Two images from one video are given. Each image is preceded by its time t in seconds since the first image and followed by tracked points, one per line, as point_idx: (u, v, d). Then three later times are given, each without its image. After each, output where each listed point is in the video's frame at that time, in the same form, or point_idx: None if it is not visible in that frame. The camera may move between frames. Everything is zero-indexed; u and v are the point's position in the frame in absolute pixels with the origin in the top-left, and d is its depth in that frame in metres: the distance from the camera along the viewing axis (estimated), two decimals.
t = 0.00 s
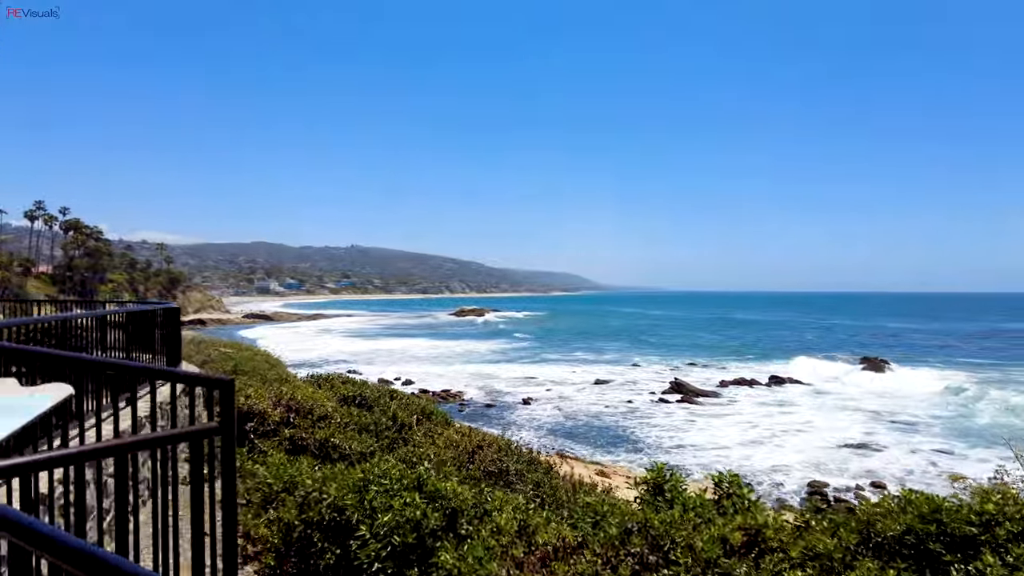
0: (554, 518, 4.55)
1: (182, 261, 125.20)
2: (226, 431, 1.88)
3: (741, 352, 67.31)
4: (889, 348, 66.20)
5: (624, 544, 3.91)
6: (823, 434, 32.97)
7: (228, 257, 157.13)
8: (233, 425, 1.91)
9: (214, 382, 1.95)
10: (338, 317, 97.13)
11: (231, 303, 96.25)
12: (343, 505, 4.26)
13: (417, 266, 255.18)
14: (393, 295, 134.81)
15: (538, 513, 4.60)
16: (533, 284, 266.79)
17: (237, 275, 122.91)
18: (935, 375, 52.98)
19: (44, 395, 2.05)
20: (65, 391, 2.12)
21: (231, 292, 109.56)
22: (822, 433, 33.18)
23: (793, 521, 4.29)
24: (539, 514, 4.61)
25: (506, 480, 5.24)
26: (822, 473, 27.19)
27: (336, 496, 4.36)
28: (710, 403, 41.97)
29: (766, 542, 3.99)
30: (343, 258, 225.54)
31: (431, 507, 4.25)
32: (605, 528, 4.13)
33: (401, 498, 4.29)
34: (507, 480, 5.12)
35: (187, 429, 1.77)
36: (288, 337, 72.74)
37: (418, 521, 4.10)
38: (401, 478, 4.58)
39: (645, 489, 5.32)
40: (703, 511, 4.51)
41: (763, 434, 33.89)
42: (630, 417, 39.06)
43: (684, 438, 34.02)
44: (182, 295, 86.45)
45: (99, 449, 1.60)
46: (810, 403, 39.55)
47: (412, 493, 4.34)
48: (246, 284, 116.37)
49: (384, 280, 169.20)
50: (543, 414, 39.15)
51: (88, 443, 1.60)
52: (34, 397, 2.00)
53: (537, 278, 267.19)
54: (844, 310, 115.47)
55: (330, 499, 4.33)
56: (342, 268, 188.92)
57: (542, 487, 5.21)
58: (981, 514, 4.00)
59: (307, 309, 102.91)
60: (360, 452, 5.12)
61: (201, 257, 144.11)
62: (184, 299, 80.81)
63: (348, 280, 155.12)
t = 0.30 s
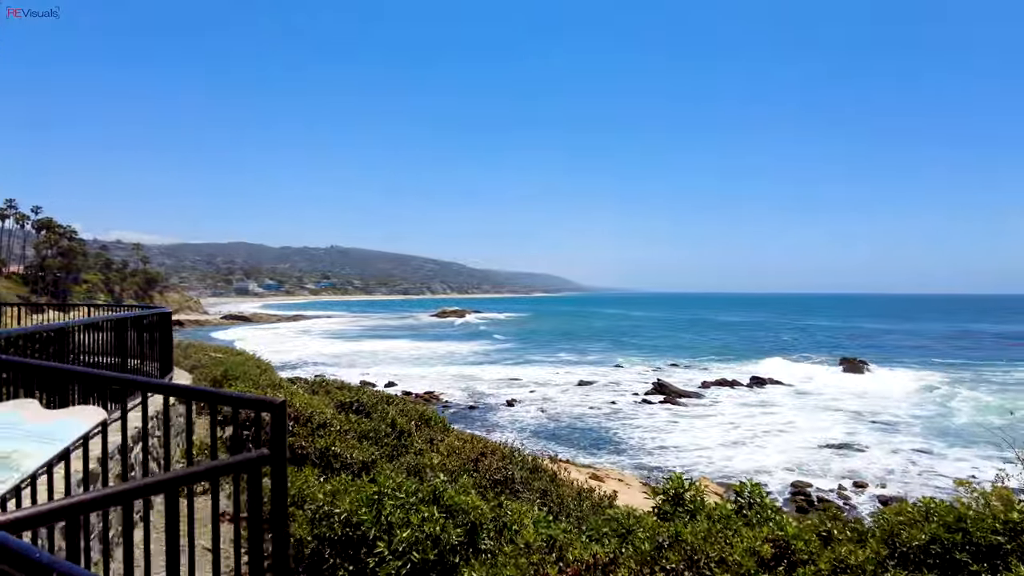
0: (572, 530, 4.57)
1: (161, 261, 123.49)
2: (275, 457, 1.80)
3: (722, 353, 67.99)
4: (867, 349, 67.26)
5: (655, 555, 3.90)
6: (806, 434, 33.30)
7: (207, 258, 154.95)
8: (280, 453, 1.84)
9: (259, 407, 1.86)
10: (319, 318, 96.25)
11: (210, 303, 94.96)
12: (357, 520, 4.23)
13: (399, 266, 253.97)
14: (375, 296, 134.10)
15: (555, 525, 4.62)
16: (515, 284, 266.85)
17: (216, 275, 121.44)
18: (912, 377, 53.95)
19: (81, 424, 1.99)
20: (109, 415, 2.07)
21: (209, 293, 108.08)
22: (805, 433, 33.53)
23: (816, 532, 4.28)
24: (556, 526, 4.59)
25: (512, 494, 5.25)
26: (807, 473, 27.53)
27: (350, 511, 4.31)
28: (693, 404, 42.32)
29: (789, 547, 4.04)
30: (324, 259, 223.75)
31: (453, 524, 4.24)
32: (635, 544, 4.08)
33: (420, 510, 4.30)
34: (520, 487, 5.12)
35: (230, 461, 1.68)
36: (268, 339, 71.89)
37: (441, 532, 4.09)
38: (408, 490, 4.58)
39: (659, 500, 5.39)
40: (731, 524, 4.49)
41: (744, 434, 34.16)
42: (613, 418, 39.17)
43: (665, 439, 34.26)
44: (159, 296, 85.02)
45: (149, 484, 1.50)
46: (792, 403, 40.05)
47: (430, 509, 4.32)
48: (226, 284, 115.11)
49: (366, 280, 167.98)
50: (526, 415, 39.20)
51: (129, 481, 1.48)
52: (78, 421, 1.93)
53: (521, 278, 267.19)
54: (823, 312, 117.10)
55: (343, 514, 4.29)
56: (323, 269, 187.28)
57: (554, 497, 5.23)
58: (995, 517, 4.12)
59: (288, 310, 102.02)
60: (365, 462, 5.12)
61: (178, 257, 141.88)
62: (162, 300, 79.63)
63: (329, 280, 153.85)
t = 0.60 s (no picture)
0: (597, 538, 4.73)
1: (139, 260, 121.36)
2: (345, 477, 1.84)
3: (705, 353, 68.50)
4: (848, 349, 68.19)
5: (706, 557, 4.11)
6: (792, 434, 33.51)
7: (187, 258, 152.98)
8: (350, 478, 1.85)
9: (326, 428, 1.89)
10: (302, 319, 95.37)
11: (191, 304, 93.83)
12: (375, 533, 4.25)
13: (382, 266, 252.51)
14: (358, 296, 133.07)
15: (572, 533, 4.72)
16: (499, 284, 266.75)
17: (196, 276, 119.70)
18: (892, 377, 54.81)
19: (130, 449, 1.92)
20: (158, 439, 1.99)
21: (190, 293, 106.58)
22: (788, 433, 33.83)
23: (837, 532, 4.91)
24: (574, 534, 4.69)
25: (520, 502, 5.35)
26: (791, 472, 27.59)
27: (365, 522, 4.33)
28: (677, 403, 42.53)
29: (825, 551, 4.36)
30: (306, 258, 221.81)
31: (476, 534, 4.24)
32: (674, 555, 4.19)
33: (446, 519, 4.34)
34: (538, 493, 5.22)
35: (305, 485, 1.69)
36: (250, 340, 71.11)
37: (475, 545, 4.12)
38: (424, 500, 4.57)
39: (679, 512, 5.70)
40: (767, 532, 4.78)
41: (729, 434, 34.34)
42: (598, 418, 39.21)
43: (650, 439, 34.32)
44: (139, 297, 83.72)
45: (233, 517, 1.48)
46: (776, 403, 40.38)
47: (453, 519, 4.33)
48: (206, 285, 113.53)
49: (348, 281, 166.99)
50: (512, 416, 39.16)
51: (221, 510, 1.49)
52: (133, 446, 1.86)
53: (504, 278, 266.99)
54: (803, 312, 118.41)
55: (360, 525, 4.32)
56: (306, 270, 185.77)
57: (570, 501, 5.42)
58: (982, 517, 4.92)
59: (270, 312, 100.89)
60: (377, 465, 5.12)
61: (158, 256, 139.89)
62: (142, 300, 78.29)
63: (312, 280, 152.66)
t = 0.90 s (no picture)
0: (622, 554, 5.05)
1: (119, 260, 119.54)
2: (438, 517, 1.76)
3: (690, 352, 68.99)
4: (830, 348, 69.10)
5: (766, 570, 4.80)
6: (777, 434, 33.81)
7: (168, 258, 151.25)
8: (443, 517, 1.79)
9: (413, 461, 1.85)
10: (285, 320, 94.61)
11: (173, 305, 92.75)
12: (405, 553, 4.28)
13: (366, 265, 251.07)
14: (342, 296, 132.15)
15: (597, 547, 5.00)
16: (483, 283, 266.75)
17: (178, 275, 118.34)
18: (873, 376, 55.69)
19: (197, 485, 1.90)
20: (221, 474, 1.99)
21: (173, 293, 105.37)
22: (774, 432, 34.20)
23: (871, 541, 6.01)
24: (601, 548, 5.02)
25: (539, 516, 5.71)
26: (778, 473, 27.73)
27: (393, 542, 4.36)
28: (664, 403, 42.68)
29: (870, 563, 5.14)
30: (290, 257, 220.05)
31: (507, 553, 4.36)
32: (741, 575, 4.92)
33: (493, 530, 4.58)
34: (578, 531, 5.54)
35: (407, 533, 1.59)
36: (234, 340, 70.42)
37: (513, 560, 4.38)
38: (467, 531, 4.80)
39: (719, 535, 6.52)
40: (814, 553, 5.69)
41: (715, 434, 34.49)
42: (585, 417, 39.19)
43: (636, 439, 34.35)
44: (120, 298, 82.51)
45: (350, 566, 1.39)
46: (761, 402, 40.74)
47: (482, 536, 4.51)
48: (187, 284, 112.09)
49: (332, 281, 166.10)
50: (499, 416, 38.99)
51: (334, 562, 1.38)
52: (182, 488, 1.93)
53: (489, 277, 266.80)
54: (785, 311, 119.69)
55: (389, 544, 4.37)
56: (289, 269, 184.42)
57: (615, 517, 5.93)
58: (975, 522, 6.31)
59: (252, 312, 99.81)
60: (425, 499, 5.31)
61: (139, 256, 138.24)
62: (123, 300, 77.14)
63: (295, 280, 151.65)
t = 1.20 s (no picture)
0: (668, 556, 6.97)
1: (94, 259, 117.20)
2: (555, 528, 2.99)
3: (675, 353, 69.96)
4: (809, 347, 70.78)
5: (803, 570, 7.11)
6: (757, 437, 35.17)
7: (142, 256, 148.25)
8: (553, 523, 3.05)
9: (534, 479, 3.14)
10: (268, 321, 93.72)
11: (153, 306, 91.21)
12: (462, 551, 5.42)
13: (347, 263, 249.54)
14: (324, 296, 131.22)
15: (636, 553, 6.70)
16: (462, 282, 266.95)
17: (155, 275, 116.31)
18: (854, 375, 57.11)
19: (295, 512, 3.45)
20: (302, 499, 3.53)
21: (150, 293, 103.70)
22: (760, 432, 36.67)
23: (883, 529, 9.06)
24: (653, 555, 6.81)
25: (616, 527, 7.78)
26: (763, 473, 29.82)
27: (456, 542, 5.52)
28: (650, 403, 43.26)
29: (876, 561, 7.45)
30: (269, 256, 218.10)
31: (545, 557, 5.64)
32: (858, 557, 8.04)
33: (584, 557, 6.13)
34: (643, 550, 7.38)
35: (544, 544, 2.77)
36: (218, 342, 69.79)
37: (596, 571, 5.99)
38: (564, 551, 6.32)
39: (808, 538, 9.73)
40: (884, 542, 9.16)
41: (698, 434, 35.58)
42: (572, 417, 39.48)
43: (621, 438, 34.81)
44: (98, 299, 80.82)
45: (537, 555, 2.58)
46: (745, 404, 42.03)
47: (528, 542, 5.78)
48: (164, 283, 110.16)
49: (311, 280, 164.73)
50: (487, 417, 38.98)
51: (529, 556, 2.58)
52: (281, 520, 3.40)
53: (471, 276, 267.02)
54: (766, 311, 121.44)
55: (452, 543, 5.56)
56: (266, 269, 182.30)
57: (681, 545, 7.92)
58: (998, 531, 9.47)
59: (233, 312, 98.72)
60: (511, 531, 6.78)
61: (112, 253, 135.22)
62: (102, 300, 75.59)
63: (273, 279, 150.26)
